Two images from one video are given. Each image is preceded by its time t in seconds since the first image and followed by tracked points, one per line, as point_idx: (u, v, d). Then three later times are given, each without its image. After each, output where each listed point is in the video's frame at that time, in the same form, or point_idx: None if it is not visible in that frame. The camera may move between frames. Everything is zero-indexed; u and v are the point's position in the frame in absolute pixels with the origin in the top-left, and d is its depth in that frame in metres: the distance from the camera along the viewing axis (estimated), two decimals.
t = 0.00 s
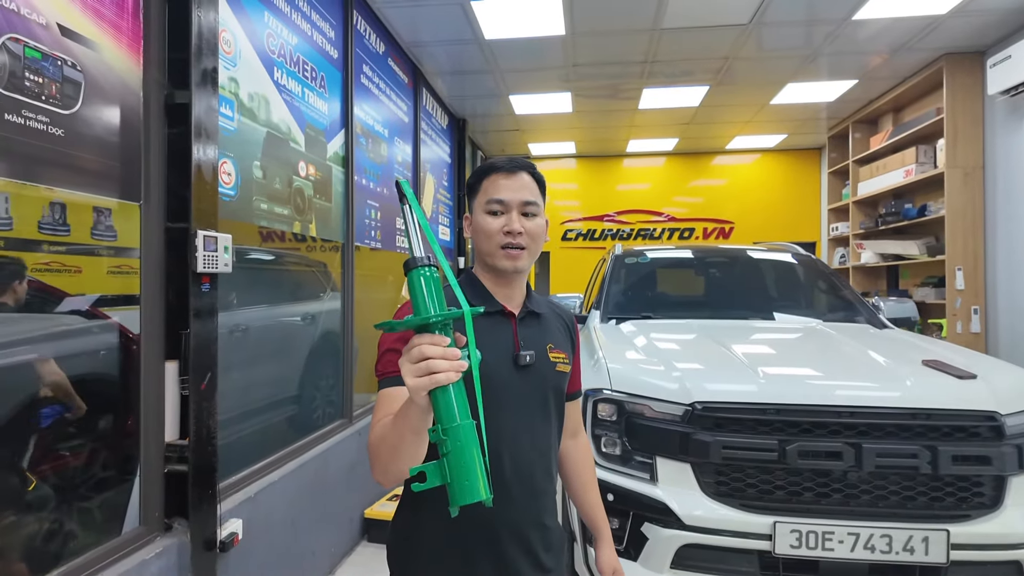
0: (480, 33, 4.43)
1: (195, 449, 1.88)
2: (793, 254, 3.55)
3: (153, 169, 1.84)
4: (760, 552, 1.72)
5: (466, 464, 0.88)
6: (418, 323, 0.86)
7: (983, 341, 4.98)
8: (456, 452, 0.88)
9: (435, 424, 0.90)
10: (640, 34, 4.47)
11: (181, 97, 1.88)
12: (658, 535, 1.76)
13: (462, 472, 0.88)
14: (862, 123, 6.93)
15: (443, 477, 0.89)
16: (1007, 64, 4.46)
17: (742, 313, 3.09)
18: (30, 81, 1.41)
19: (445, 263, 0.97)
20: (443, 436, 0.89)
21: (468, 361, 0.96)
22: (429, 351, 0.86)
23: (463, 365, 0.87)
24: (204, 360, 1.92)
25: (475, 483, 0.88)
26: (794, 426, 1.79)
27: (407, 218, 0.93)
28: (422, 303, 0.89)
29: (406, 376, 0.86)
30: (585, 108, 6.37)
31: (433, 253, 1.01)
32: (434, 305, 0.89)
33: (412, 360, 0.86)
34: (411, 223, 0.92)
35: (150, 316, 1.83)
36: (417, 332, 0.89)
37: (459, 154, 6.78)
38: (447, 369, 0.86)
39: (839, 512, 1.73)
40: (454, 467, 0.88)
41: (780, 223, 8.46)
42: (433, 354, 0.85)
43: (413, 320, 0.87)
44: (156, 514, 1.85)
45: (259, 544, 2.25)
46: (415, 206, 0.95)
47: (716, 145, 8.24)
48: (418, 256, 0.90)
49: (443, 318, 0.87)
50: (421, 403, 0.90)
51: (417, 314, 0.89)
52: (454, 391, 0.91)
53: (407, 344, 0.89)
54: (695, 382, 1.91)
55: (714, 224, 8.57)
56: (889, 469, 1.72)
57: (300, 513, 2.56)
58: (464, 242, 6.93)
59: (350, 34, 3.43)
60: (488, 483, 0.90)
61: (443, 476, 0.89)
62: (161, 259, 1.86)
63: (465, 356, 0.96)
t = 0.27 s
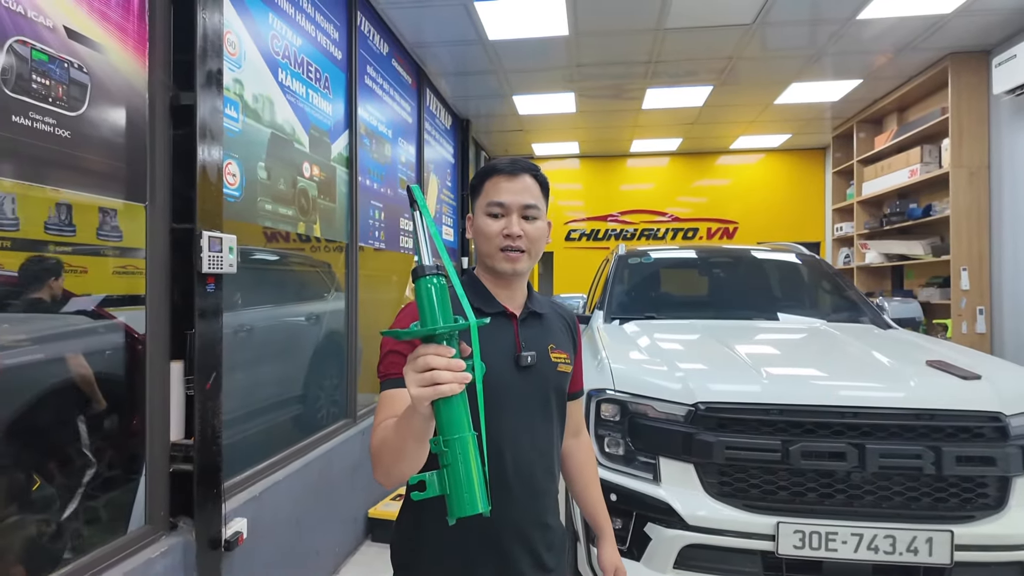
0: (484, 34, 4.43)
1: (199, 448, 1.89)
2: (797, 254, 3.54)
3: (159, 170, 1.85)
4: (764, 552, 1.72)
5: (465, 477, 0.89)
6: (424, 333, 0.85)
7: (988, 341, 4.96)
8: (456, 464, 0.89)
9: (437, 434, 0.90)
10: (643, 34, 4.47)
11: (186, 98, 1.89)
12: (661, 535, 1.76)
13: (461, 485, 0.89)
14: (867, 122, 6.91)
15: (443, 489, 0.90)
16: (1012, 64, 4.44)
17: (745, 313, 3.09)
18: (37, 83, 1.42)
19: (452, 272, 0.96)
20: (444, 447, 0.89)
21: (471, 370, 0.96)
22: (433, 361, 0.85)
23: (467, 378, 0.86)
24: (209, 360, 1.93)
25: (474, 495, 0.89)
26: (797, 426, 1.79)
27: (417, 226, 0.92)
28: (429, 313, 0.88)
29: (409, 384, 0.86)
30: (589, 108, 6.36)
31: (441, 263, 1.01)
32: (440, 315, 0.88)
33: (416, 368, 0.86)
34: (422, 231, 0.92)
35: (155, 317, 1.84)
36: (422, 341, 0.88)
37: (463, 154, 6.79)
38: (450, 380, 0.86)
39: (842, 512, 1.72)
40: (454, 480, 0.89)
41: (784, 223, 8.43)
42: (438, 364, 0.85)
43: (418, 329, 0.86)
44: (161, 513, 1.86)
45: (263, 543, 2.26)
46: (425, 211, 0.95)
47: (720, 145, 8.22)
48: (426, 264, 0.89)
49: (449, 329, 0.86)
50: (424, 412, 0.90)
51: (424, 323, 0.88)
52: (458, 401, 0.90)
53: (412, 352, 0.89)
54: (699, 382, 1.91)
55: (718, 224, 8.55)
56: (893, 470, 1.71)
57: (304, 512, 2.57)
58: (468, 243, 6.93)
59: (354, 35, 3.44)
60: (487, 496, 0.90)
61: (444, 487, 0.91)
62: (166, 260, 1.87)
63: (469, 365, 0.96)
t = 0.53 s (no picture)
0: (487, 34, 4.44)
1: (204, 447, 1.90)
2: (800, 254, 3.54)
3: (163, 170, 1.86)
4: (766, 552, 1.72)
5: (466, 481, 0.90)
6: (431, 336, 0.85)
7: (992, 342, 4.94)
8: (458, 468, 0.90)
9: (440, 438, 0.91)
10: (645, 34, 4.47)
11: (191, 99, 1.90)
12: (664, 535, 1.76)
13: (462, 489, 0.90)
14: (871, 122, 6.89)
15: (443, 491, 0.91)
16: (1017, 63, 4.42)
17: (748, 313, 3.09)
18: (43, 84, 1.43)
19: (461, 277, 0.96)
20: (446, 451, 0.90)
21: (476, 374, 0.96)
22: (439, 364, 0.85)
23: (473, 382, 0.86)
24: (213, 359, 1.94)
25: (474, 500, 0.90)
26: (800, 426, 1.79)
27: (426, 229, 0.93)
28: (437, 315, 0.88)
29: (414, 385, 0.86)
30: (591, 108, 6.36)
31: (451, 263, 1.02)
32: (449, 317, 0.88)
33: (422, 370, 0.86)
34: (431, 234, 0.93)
35: (159, 316, 1.85)
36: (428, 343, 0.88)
37: (465, 154, 6.80)
38: (455, 385, 0.85)
39: (845, 512, 1.72)
40: (455, 484, 0.90)
41: (787, 223, 8.42)
42: (444, 368, 0.85)
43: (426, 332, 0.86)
44: (166, 512, 1.87)
45: (267, 542, 2.27)
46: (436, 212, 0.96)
47: (723, 145, 8.21)
48: (435, 267, 0.90)
49: (456, 333, 0.86)
50: (427, 415, 0.90)
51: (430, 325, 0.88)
52: (462, 405, 0.90)
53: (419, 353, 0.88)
54: (701, 382, 1.91)
55: (721, 224, 8.54)
56: (896, 470, 1.71)
57: (308, 511, 2.58)
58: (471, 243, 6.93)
59: (357, 36, 3.45)
60: (487, 500, 0.92)
61: (444, 489, 0.92)
62: (170, 260, 1.88)
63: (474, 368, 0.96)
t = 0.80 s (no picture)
0: (489, 35, 4.46)
1: (209, 445, 1.92)
2: (801, 254, 3.55)
3: (169, 170, 1.88)
4: (767, 550, 1.73)
5: (468, 480, 0.89)
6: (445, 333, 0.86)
7: (993, 341, 4.95)
8: (460, 466, 0.89)
9: (445, 434, 0.90)
10: (647, 35, 4.49)
11: (196, 100, 1.92)
12: (665, 533, 1.77)
13: (463, 487, 0.88)
14: (872, 123, 6.90)
15: (443, 488, 0.89)
16: (1018, 63, 4.43)
17: (749, 313, 3.10)
18: (51, 86, 1.45)
19: (479, 281, 0.96)
20: (449, 448, 0.89)
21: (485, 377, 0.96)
22: (450, 362, 0.86)
23: (481, 382, 0.87)
24: (218, 358, 1.97)
25: (474, 500, 0.89)
26: (801, 425, 1.80)
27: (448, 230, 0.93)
28: (451, 314, 0.88)
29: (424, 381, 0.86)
30: (593, 108, 6.38)
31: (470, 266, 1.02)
32: (462, 317, 0.89)
33: (432, 366, 0.87)
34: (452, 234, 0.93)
35: (165, 315, 1.87)
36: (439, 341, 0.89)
37: (467, 155, 6.81)
38: (464, 384, 0.86)
39: (846, 510, 1.74)
40: (456, 481, 0.89)
41: (788, 223, 8.42)
42: (454, 366, 0.86)
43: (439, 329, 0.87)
44: (171, 510, 1.88)
45: (271, 540, 2.29)
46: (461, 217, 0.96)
47: (724, 145, 8.22)
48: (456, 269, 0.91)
49: (470, 333, 0.87)
50: (435, 412, 0.90)
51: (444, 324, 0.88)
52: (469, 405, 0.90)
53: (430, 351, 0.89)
54: (703, 381, 1.92)
55: (722, 224, 8.54)
56: (896, 468, 1.72)
57: (311, 509, 2.60)
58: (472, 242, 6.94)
59: (360, 36, 3.47)
60: (486, 502, 0.90)
61: (443, 486, 0.89)
62: (176, 260, 1.90)
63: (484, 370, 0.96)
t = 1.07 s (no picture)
0: (493, 37, 4.48)
1: (220, 444, 1.94)
2: (804, 255, 3.57)
3: (181, 172, 1.90)
4: (773, 548, 1.75)
5: (487, 478, 0.89)
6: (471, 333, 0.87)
7: (995, 342, 4.97)
8: (480, 462, 0.89)
9: (466, 431, 0.91)
10: (651, 37, 4.51)
11: (208, 103, 1.95)
12: (672, 531, 1.79)
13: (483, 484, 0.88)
14: (873, 124, 6.92)
15: (463, 484, 0.90)
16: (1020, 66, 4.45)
17: (753, 313, 3.12)
18: (69, 89, 1.47)
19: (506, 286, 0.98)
20: (470, 444, 0.90)
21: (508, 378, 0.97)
22: (474, 361, 0.87)
23: (504, 383, 0.88)
24: (229, 358, 1.99)
25: (492, 497, 0.89)
26: (806, 424, 1.82)
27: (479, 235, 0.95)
28: (477, 315, 0.90)
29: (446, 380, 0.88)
30: (595, 109, 6.40)
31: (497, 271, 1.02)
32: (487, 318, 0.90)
33: (456, 365, 0.89)
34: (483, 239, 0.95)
35: (178, 315, 1.89)
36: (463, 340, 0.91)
37: (470, 155, 6.84)
38: (487, 383, 0.87)
39: (850, 509, 1.76)
40: (476, 478, 0.89)
41: (790, 224, 8.44)
42: (478, 365, 0.87)
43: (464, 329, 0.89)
44: (184, 508, 1.91)
45: (280, 538, 2.31)
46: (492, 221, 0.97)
47: (726, 146, 8.24)
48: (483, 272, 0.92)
49: (495, 334, 0.88)
50: (457, 409, 0.91)
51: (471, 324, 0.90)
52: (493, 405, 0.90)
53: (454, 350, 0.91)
54: (709, 381, 1.94)
55: (724, 225, 8.56)
56: (900, 468, 1.74)
57: (319, 507, 2.63)
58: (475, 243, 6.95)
59: (366, 39, 3.49)
60: (503, 501, 0.90)
61: (463, 480, 0.91)
62: (188, 261, 1.93)
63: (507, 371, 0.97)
